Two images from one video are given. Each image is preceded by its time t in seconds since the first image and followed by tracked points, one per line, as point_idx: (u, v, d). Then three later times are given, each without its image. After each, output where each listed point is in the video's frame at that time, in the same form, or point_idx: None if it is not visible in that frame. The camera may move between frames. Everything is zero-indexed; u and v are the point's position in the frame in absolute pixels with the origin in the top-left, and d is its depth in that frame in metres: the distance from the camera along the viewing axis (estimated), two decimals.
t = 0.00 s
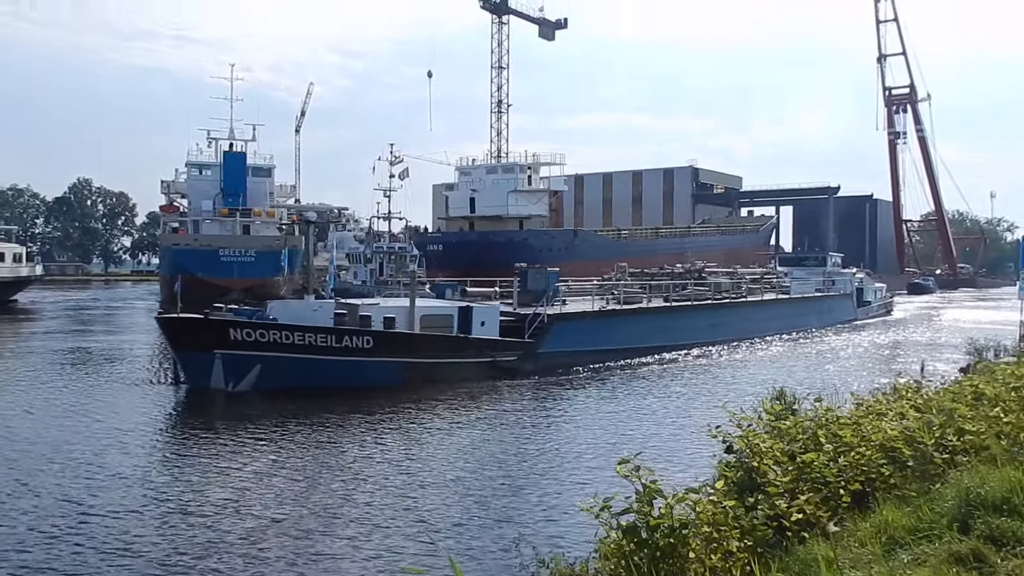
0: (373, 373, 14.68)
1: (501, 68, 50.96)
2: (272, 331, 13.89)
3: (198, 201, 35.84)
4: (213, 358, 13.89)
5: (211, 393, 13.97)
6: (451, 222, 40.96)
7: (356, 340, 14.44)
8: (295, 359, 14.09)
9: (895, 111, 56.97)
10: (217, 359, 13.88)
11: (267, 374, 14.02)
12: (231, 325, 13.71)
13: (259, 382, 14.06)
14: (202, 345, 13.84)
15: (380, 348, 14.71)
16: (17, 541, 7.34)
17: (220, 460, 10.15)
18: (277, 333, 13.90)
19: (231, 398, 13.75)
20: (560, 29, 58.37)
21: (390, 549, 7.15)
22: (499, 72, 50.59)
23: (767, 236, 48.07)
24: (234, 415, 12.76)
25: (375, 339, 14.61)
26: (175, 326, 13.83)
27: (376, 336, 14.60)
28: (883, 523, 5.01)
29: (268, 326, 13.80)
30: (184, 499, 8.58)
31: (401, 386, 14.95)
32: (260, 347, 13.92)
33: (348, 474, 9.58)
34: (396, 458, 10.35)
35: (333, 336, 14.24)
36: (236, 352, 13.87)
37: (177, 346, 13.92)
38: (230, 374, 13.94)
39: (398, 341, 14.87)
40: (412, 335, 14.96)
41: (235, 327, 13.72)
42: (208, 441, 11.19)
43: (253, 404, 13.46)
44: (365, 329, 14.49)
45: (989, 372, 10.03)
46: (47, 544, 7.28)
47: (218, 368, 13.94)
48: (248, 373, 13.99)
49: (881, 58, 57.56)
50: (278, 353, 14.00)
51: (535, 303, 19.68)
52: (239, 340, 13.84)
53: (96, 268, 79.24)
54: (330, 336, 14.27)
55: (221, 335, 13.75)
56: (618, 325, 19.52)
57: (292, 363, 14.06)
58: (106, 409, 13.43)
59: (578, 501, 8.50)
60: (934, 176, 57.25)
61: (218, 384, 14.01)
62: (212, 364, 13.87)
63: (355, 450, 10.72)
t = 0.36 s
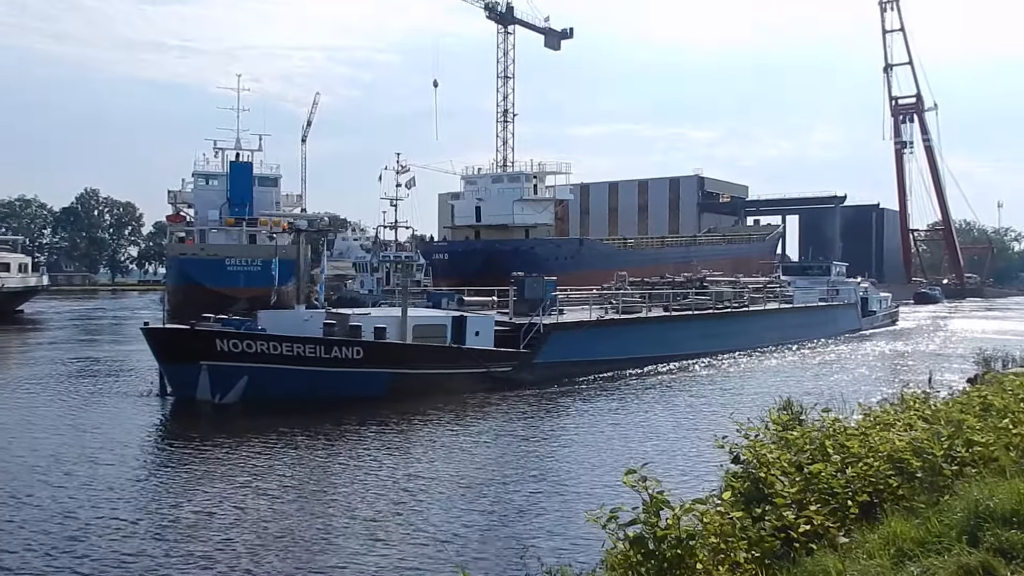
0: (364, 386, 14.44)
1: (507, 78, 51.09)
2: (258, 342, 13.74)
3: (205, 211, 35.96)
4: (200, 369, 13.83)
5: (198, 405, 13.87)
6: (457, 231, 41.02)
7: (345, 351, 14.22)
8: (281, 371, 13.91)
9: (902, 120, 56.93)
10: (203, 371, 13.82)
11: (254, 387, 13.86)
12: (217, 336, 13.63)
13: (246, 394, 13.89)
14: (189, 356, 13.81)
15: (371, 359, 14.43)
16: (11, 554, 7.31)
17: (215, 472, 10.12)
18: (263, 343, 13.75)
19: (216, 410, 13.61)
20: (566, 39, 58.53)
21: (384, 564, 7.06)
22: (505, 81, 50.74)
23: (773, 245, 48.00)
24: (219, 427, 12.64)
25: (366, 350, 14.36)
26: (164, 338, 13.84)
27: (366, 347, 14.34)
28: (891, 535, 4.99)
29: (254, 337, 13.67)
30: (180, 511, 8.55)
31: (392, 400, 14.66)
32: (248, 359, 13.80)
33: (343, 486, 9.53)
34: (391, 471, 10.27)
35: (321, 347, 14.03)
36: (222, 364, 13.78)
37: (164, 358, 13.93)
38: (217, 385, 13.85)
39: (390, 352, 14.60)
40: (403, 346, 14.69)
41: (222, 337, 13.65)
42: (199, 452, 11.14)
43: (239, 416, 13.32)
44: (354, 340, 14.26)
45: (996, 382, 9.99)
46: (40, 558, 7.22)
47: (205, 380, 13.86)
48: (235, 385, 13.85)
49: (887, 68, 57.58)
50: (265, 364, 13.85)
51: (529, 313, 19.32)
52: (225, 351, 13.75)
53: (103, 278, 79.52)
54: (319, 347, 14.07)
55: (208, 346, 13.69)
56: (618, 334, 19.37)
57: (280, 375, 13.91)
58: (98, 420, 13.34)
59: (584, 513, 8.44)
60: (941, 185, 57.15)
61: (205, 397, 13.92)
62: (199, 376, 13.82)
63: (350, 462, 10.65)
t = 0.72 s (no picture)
0: (355, 391, 14.23)
1: (512, 81, 51.17)
2: (245, 347, 13.38)
3: (212, 215, 36.00)
4: (184, 375, 13.42)
5: (183, 413, 13.47)
6: (463, 235, 41.06)
7: (335, 356, 13.95)
8: (270, 376, 13.61)
9: (909, 123, 56.83)
10: (188, 377, 13.42)
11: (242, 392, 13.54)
12: (203, 341, 13.22)
13: (234, 401, 13.56)
14: (173, 362, 13.37)
15: (361, 363, 14.23)
16: (8, 561, 7.31)
17: (211, 480, 10.02)
18: (250, 349, 13.41)
19: (204, 418, 13.25)
20: (571, 42, 58.60)
21: (379, 571, 7.05)
22: (510, 84, 50.80)
23: (779, 248, 47.92)
24: (210, 435, 12.35)
25: (355, 355, 14.13)
26: (146, 343, 13.37)
27: (356, 351, 14.11)
28: (900, 538, 4.98)
29: (241, 342, 13.31)
30: (179, 518, 8.52)
31: (383, 404, 14.47)
32: (234, 364, 13.44)
33: (341, 493, 9.46)
34: (389, 477, 10.19)
35: (310, 352, 13.74)
36: (208, 369, 13.40)
37: (149, 363, 13.50)
38: (202, 392, 13.47)
39: (380, 357, 14.42)
40: (394, 351, 14.55)
41: (208, 343, 13.24)
42: (195, 460, 10.97)
43: (227, 424, 13.00)
44: (344, 345, 13.99)
45: (1004, 386, 9.95)
46: (33, 565, 7.21)
47: (190, 387, 13.46)
48: (222, 391, 13.49)
49: (894, 70, 57.49)
50: (253, 370, 13.52)
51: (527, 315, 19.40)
52: (211, 357, 13.36)
53: (110, 282, 79.83)
54: (308, 352, 13.76)
55: (193, 352, 13.27)
56: (618, 336, 19.35)
57: (268, 381, 13.60)
58: (89, 427, 13.17)
59: (590, 518, 8.43)
60: (948, 188, 57.00)
61: (190, 404, 13.52)
62: (184, 382, 13.40)
63: (348, 469, 10.56)
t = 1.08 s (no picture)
0: (346, 396, 13.94)
1: (518, 83, 51.32)
2: (232, 351, 13.07)
3: (219, 218, 36.03)
4: (170, 379, 13.15)
5: (169, 417, 13.27)
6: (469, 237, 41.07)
7: (324, 359, 13.61)
8: (257, 381, 13.30)
9: (916, 123, 56.68)
10: (174, 382, 13.13)
11: (228, 398, 13.26)
12: (189, 344, 12.90)
13: (220, 406, 13.28)
14: (159, 366, 13.09)
15: (351, 368, 13.91)
16: (10, 566, 7.28)
17: (212, 485, 9.96)
18: (236, 353, 13.09)
19: (189, 424, 13.00)
20: (576, 43, 58.61)
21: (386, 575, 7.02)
22: (516, 86, 50.82)
23: (786, 248, 47.81)
24: (198, 442, 12.15)
25: (345, 358, 13.77)
26: (131, 346, 13.08)
27: (346, 355, 13.76)
28: (909, 540, 4.97)
29: (228, 346, 13.00)
30: (181, 524, 8.48)
31: (375, 409, 14.18)
32: (221, 369, 13.14)
33: (344, 498, 9.40)
34: (391, 481, 10.13)
35: (299, 356, 13.40)
36: (193, 374, 13.10)
37: (134, 367, 13.21)
38: (188, 397, 13.20)
39: (371, 360, 14.05)
40: (387, 353, 14.19)
41: (194, 346, 12.93)
42: (191, 466, 10.87)
43: (213, 431, 12.75)
44: (333, 348, 13.65)
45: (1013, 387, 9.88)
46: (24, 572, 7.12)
47: (176, 392, 13.20)
48: (208, 397, 13.22)
49: (901, 70, 57.37)
50: (240, 374, 13.23)
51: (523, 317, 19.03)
52: (196, 361, 13.04)
53: (118, 285, 80.10)
54: (295, 356, 13.41)
55: (179, 355, 12.96)
56: (619, 338, 19.18)
57: (255, 386, 13.30)
58: (74, 434, 12.93)
59: (598, 520, 8.41)
60: (956, 188, 56.84)
61: (176, 409, 13.28)
62: (170, 386, 13.14)
63: (349, 474, 10.49)
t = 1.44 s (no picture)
0: (338, 401, 13.83)
1: (527, 85, 51.32)
2: (222, 355, 12.96)
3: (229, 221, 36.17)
4: (159, 384, 12.97)
5: (157, 423, 13.03)
6: (479, 239, 41.13)
7: (316, 363, 13.54)
8: (247, 386, 13.18)
9: (927, 123, 56.40)
10: (164, 386, 12.95)
11: (218, 403, 13.10)
12: (177, 348, 12.77)
13: (210, 410, 13.12)
14: (147, 370, 12.91)
15: (343, 372, 13.82)
16: (25, 569, 7.33)
17: (216, 489, 9.98)
18: (226, 357, 12.97)
19: (179, 429, 12.82)
20: (586, 46, 58.62)
21: None
22: (525, 89, 50.86)
23: (797, 250, 47.64)
24: (191, 448, 12.02)
25: (337, 362, 13.70)
26: (120, 350, 12.93)
27: (338, 359, 13.70)
28: (922, 543, 4.94)
29: (217, 349, 12.89)
30: (183, 528, 8.49)
31: (368, 414, 14.05)
32: (210, 373, 13.02)
33: (350, 503, 9.39)
34: (394, 485, 10.11)
35: (289, 359, 13.32)
36: (183, 378, 12.95)
37: (123, 371, 13.03)
38: (177, 402, 13.02)
39: (363, 364, 13.96)
40: (380, 357, 14.12)
41: (183, 350, 12.80)
42: (192, 470, 10.86)
43: (205, 436, 12.60)
44: (325, 352, 13.59)
45: None
46: None
47: (164, 397, 13.02)
48: (197, 401, 13.06)
49: (912, 71, 57.14)
50: (230, 379, 13.10)
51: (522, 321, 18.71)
52: (186, 364, 12.92)
53: (129, 288, 80.37)
54: (286, 360, 13.33)
55: (169, 359, 12.82)
56: (622, 341, 19.08)
57: (245, 390, 13.17)
58: (66, 440, 12.80)
59: (609, 522, 8.44)
60: (968, 189, 56.55)
61: (165, 413, 13.06)
62: (159, 391, 12.96)
63: (353, 478, 10.49)
